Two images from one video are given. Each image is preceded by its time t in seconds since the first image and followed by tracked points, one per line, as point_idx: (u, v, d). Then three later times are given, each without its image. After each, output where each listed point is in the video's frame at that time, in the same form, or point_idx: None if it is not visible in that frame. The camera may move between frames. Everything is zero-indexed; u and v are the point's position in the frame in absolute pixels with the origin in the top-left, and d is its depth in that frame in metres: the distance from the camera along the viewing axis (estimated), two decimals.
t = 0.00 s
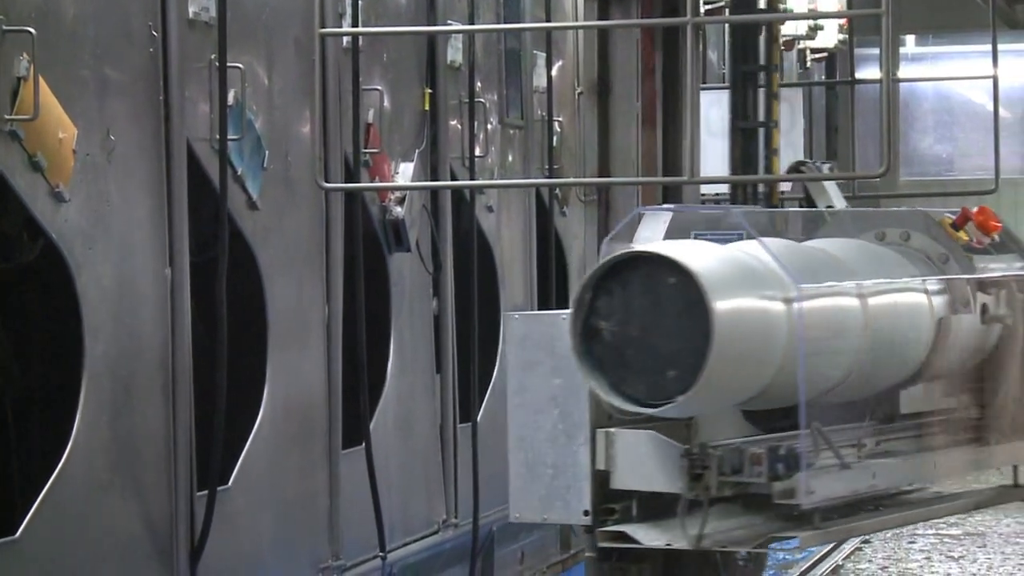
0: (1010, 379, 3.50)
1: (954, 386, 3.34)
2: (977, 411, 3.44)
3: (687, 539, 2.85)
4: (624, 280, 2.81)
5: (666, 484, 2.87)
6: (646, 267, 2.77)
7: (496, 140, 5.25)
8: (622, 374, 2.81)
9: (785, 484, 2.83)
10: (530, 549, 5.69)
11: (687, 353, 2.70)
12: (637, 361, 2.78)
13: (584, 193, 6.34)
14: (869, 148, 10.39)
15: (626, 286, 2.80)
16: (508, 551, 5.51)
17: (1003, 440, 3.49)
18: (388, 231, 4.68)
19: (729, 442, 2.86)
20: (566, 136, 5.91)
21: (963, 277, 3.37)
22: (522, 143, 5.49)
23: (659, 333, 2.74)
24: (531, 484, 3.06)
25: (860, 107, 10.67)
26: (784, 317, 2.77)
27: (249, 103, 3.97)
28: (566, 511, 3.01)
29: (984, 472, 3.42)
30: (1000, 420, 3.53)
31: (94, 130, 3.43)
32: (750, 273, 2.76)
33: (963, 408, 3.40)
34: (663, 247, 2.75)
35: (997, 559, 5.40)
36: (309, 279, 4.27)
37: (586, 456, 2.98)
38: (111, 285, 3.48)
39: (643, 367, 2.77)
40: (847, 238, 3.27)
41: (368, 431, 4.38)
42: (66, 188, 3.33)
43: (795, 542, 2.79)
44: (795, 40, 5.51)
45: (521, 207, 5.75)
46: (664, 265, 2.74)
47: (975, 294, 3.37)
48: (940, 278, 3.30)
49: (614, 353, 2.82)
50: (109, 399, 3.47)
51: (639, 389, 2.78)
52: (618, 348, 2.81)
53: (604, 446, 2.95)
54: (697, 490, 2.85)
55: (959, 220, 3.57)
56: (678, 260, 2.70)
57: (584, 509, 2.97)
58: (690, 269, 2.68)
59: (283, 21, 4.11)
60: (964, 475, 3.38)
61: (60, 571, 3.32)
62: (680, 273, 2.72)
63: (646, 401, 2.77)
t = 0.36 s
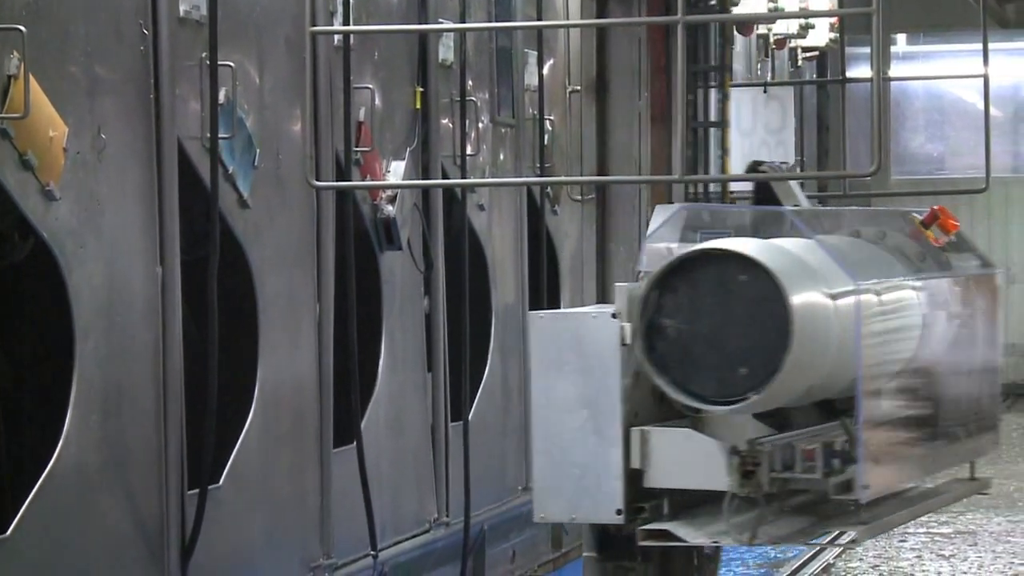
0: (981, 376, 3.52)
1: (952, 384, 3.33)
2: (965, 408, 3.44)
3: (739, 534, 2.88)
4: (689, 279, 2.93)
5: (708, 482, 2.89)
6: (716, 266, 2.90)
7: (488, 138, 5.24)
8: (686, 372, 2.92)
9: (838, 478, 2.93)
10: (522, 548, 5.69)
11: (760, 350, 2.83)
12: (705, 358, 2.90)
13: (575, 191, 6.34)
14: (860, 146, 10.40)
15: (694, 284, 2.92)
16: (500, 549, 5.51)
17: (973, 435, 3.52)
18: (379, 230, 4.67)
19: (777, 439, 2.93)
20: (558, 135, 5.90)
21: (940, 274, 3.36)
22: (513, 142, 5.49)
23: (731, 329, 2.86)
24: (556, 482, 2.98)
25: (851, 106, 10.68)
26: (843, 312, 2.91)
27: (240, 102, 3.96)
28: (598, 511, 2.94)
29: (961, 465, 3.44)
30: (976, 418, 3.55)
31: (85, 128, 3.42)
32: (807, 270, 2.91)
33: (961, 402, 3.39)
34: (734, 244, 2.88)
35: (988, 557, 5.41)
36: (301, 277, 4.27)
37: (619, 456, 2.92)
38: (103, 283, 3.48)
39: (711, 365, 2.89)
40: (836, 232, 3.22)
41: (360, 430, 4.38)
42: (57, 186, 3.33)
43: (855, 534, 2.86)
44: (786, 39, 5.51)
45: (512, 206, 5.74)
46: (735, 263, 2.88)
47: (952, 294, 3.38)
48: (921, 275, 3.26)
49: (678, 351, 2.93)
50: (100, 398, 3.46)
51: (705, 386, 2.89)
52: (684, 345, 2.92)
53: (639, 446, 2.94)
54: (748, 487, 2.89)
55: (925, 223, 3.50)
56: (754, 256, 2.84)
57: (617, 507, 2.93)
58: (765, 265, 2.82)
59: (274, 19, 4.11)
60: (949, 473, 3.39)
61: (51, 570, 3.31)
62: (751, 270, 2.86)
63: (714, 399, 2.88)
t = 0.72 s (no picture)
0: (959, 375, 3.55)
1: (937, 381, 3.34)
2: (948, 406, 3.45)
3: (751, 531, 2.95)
4: (711, 277, 2.98)
5: (716, 479, 3.02)
6: (736, 265, 2.96)
7: (481, 137, 5.24)
8: (706, 370, 2.97)
9: (850, 475, 2.96)
10: (515, 547, 5.69)
11: (783, 348, 2.89)
12: (725, 356, 2.95)
13: (568, 190, 6.34)
14: (854, 146, 10.39)
15: (714, 283, 2.97)
16: (494, 548, 5.51)
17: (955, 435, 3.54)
18: (372, 229, 4.67)
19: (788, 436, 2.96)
20: (551, 134, 5.89)
21: (924, 272, 3.36)
22: (506, 141, 5.48)
23: (753, 327, 2.93)
24: (564, 481, 3.09)
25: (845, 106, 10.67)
26: (862, 310, 2.95)
27: (233, 101, 3.96)
28: (607, 508, 3.06)
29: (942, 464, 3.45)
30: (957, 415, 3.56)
31: (77, 127, 3.42)
32: (826, 269, 2.96)
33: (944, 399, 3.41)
34: (756, 242, 2.94)
35: (980, 555, 5.42)
36: (295, 276, 4.27)
37: (628, 455, 3.05)
38: (96, 282, 3.48)
39: (733, 363, 2.94)
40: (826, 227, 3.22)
41: (352, 429, 4.38)
42: (49, 185, 3.33)
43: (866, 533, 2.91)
44: (779, 37, 5.50)
45: (505, 205, 5.74)
46: (755, 262, 2.93)
47: (938, 292, 3.41)
48: (908, 274, 3.26)
49: (699, 349, 2.98)
50: (93, 397, 3.46)
51: (725, 383, 2.95)
52: (705, 343, 2.97)
53: (649, 445, 3.07)
54: (760, 485, 2.98)
55: (906, 222, 3.49)
56: (775, 254, 2.90)
57: (624, 506, 3.05)
58: (788, 263, 2.88)
59: (267, 18, 4.10)
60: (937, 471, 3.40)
61: (43, 569, 3.30)
62: (774, 269, 2.91)
63: (735, 397, 2.94)
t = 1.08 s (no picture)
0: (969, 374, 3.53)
1: (938, 380, 3.33)
2: (953, 406, 3.43)
3: (732, 531, 2.94)
4: (685, 277, 2.98)
5: (698, 479, 2.99)
6: (710, 265, 2.95)
7: (478, 137, 5.24)
8: (681, 370, 2.97)
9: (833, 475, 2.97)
10: (512, 547, 5.68)
11: (756, 348, 2.89)
12: (700, 356, 2.95)
13: (565, 190, 6.34)
14: (852, 146, 10.39)
15: (688, 283, 2.97)
16: (491, 547, 5.51)
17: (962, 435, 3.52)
18: (369, 229, 4.66)
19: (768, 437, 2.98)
20: (548, 133, 5.89)
21: (928, 271, 3.35)
22: (503, 141, 5.48)
23: (727, 327, 2.92)
24: (550, 480, 3.10)
25: (842, 106, 10.67)
26: (841, 309, 2.97)
27: (230, 100, 3.96)
28: (592, 507, 3.06)
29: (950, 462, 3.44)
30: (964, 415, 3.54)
31: (74, 126, 3.42)
32: (803, 268, 2.96)
33: (948, 398, 3.39)
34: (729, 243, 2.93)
35: (978, 555, 5.42)
36: (292, 275, 4.26)
37: (613, 455, 3.04)
38: (92, 282, 3.47)
39: (708, 363, 2.94)
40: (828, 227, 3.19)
41: (349, 428, 4.37)
42: (46, 185, 3.32)
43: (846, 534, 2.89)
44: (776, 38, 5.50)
45: (502, 204, 5.74)
46: (729, 262, 2.93)
47: (942, 291, 3.39)
48: (913, 273, 3.26)
49: (675, 349, 2.98)
50: (89, 397, 3.47)
51: (700, 383, 2.95)
52: (680, 343, 2.97)
53: (632, 445, 3.05)
54: (740, 485, 2.96)
55: (913, 222, 3.49)
56: (748, 255, 2.89)
57: (608, 506, 3.05)
58: (760, 263, 2.87)
59: (264, 17, 4.10)
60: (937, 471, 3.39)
61: (38, 569, 3.31)
62: (746, 269, 2.91)
63: (710, 397, 2.94)
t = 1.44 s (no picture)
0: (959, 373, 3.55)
1: (931, 379, 3.34)
2: (942, 406, 3.44)
3: (748, 531, 3.03)
4: (711, 277, 3.02)
5: (713, 478, 3.08)
6: (735, 265, 3.00)
7: (476, 136, 5.24)
8: (706, 370, 3.01)
9: (850, 474, 3.02)
10: (510, 547, 5.69)
11: (784, 348, 2.93)
12: (726, 354, 2.99)
13: (565, 190, 6.34)
14: (851, 147, 10.39)
15: (714, 283, 3.01)
16: (490, 547, 5.51)
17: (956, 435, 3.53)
18: (368, 228, 4.67)
19: (787, 436, 3.01)
20: (547, 134, 5.89)
21: (922, 271, 3.37)
22: (502, 141, 5.48)
23: (753, 326, 2.96)
24: (563, 482, 3.17)
25: (841, 106, 10.65)
26: (860, 308, 3.02)
27: (230, 100, 3.96)
28: (605, 507, 3.14)
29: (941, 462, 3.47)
30: (953, 413, 3.55)
31: (73, 125, 3.42)
32: (824, 267, 3.00)
33: (937, 398, 3.41)
34: (756, 243, 2.97)
35: (977, 555, 5.42)
36: (292, 275, 4.26)
37: (627, 455, 3.12)
38: (92, 281, 3.47)
39: (733, 363, 2.98)
40: (824, 226, 3.24)
41: (349, 428, 4.38)
42: (45, 184, 3.32)
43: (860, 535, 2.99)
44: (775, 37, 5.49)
45: (501, 205, 5.74)
46: (756, 261, 2.97)
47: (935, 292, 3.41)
48: (906, 275, 3.27)
49: (699, 349, 3.02)
50: (88, 397, 3.47)
51: (725, 382, 2.98)
52: (705, 343, 3.01)
53: (647, 444, 3.13)
54: (759, 484, 3.04)
55: (902, 222, 3.48)
56: (776, 255, 2.93)
57: (622, 505, 3.12)
58: (788, 263, 2.92)
59: (263, 17, 4.10)
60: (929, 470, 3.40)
61: (37, 570, 3.30)
62: (774, 269, 2.95)
63: (735, 396, 2.97)
